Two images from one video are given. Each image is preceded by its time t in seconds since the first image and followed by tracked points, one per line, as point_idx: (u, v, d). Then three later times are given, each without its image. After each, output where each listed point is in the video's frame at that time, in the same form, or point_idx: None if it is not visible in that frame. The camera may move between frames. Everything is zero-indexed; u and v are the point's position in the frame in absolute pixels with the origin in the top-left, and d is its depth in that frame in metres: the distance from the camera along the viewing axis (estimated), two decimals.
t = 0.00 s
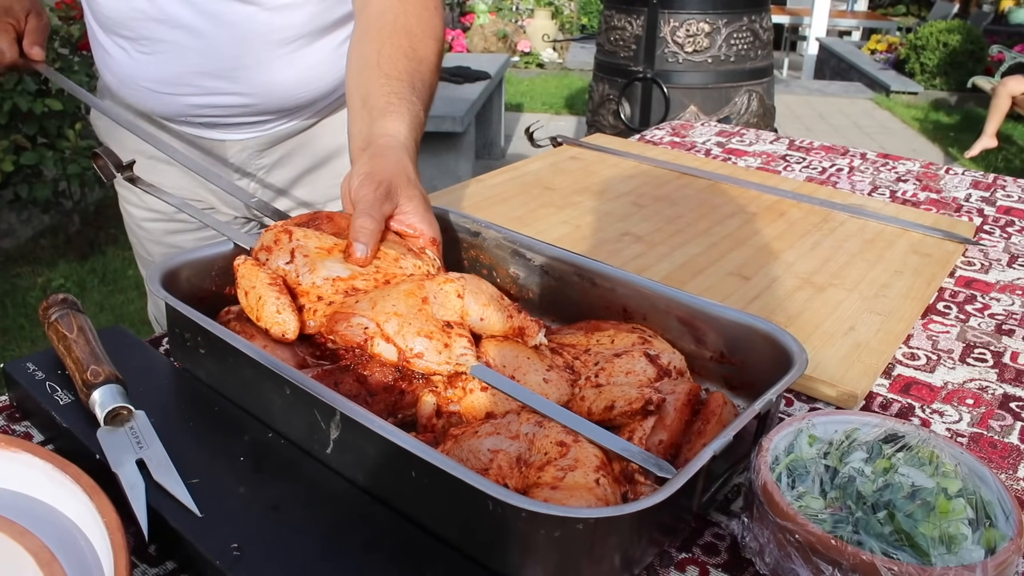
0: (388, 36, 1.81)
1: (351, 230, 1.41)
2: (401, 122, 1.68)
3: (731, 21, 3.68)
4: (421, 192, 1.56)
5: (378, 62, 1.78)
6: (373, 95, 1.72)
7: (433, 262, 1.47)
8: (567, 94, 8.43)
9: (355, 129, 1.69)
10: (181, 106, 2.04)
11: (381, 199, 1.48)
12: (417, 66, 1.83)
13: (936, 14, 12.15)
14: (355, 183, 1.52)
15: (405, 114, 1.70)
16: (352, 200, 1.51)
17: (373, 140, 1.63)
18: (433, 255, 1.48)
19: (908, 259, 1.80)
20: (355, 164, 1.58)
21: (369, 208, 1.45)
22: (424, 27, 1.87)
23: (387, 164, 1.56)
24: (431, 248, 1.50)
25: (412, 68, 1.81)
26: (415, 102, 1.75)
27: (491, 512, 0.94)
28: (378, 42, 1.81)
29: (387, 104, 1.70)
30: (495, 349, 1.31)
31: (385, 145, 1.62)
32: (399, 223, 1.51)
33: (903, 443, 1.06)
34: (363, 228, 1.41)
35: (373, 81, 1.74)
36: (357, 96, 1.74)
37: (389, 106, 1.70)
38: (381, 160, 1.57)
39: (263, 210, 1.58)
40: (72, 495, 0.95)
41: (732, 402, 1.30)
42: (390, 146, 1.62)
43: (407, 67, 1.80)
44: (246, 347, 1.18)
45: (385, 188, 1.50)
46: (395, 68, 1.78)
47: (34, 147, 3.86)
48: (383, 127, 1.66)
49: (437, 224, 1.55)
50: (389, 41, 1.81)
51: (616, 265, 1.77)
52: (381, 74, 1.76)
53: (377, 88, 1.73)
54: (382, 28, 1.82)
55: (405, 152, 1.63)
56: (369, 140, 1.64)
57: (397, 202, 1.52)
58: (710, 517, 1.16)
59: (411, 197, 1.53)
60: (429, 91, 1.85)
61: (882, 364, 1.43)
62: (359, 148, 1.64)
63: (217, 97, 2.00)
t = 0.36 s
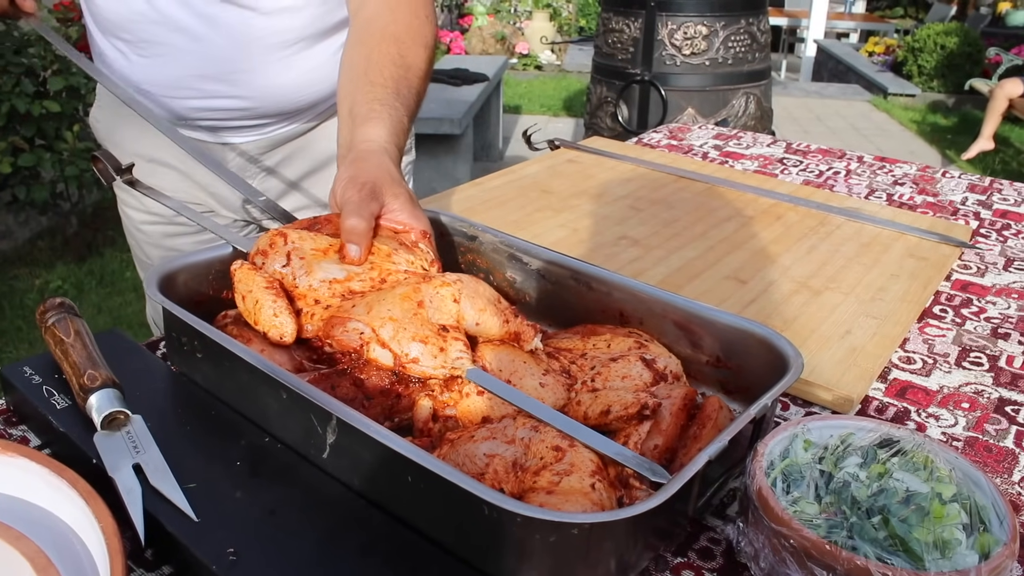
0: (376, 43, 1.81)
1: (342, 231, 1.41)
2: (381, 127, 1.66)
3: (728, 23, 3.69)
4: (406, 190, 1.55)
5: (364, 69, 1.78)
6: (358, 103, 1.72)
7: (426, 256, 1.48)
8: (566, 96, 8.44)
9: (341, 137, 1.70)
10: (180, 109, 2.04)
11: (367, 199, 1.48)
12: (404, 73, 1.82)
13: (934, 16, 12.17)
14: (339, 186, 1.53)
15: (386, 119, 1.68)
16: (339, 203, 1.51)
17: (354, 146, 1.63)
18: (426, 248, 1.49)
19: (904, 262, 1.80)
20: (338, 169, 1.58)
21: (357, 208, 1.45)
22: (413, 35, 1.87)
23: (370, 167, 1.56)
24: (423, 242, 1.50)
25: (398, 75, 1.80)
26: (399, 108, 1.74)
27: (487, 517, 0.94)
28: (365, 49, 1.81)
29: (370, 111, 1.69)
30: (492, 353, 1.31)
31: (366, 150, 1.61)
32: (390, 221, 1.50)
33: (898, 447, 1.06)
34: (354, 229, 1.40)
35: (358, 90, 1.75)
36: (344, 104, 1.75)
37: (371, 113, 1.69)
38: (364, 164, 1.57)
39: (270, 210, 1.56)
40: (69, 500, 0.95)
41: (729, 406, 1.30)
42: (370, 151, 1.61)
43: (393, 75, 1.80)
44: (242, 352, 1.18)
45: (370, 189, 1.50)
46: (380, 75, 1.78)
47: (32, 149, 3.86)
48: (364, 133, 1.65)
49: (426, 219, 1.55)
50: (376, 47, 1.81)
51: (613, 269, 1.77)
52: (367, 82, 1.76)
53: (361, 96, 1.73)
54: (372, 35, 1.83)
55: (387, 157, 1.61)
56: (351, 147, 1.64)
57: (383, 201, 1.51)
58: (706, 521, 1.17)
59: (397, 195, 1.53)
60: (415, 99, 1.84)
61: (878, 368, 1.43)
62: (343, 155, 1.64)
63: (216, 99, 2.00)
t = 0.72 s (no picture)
0: (366, 48, 1.82)
1: (334, 233, 1.41)
2: (367, 133, 1.66)
3: (725, 26, 3.70)
4: (395, 190, 1.56)
5: (354, 74, 1.79)
6: (345, 110, 1.72)
7: (416, 250, 1.47)
8: (563, 98, 8.44)
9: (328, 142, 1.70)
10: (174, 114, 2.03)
11: (357, 200, 1.48)
12: (393, 79, 1.82)
13: (932, 17, 12.18)
14: (328, 187, 1.54)
15: (373, 125, 1.68)
16: (327, 206, 1.51)
17: (341, 151, 1.63)
18: (416, 243, 1.49)
19: (901, 265, 1.81)
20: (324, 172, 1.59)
21: (348, 209, 1.44)
22: (404, 40, 1.87)
23: (359, 168, 1.57)
24: (413, 237, 1.50)
25: (388, 81, 1.81)
26: (387, 114, 1.74)
27: (482, 521, 0.94)
28: (356, 54, 1.82)
29: (357, 117, 1.69)
30: (488, 356, 1.31)
31: (352, 155, 1.61)
32: (380, 219, 1.50)
33: (893, 450, 1.06)
34: (345, 231, 1.40)
35: (347, 96, 1.75)
36: (333, 109, 1.76)
37: (358, 119, 1.69)
38: (353, 165, 1.58)
39: (275, 209, 1.52)
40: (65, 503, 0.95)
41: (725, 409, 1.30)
42: (355, 156, 1.61)
43: (381, 80, 1.80)
44: (238, 355, 1.18)
45: (359, 190, 1.51)
46: (369, 81, 1.78)
47: (29, 151, 3.86)
48: (350, 139, 1.65)
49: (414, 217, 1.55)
50: (366, 52, 1.82)
51: (610, 271, 1.77)
52: (356, 88, 1.76)
53: (350, 102, 1.73)
54: (362, 40, 1.83)
55: (373, 161, 1.61)
56: (338, 152, 1.64)
57: (372, 201, 1.51)
58: (702, 524, 1.17)
59: (386, 194, 1.53)
60: (405, 105, 1.84)
61: (874, 370, 1.44)
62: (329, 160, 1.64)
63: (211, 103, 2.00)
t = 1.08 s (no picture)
0: (363, 49, 1.82)
1: (328, 234, 1.42)
2: (362, 135, 1.66)
3: (724, 28, 3.70)
4: (391, 192, 1.56)
5: (351, 75, 1.79)
6: (341, 112, 1.72)
7: (410, 252, 1.47)
8: (562, 100, 8.44)
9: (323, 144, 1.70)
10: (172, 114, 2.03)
11: (352, 202, 1.48)
12: (390, 81, 1.82)
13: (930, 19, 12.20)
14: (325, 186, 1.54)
15: (367, 127, 1.68)
16: (321, 207, 1.51)
17: (336, 153, 1.63)
18: (410, 245, 1.48)
19: (899, 267, 1.81)
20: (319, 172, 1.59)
21: (341, 212, 1.44)
22: (401, 42, 1.87)
23: (355, 170, 1.56)
24: (408, 240, 1.50)
25: (384, 83, 1.80)
26: (383, 116, 1.74)
27: (480, 523, 0.94)
28: (353, 55, 1.82)
29: (352, 119, 1.69)
30: (486, 359, 1.31)
31: (347, 157, 1.60)
32: (374, 221, 1.50)
33: (891, 454, 1.06)
34: (341, 233, 1.41)
35: (343, 97, 1.75)
36: (330, 110, 1.76)
37: (353, 121, 1.69)
38: (350, 168, 1.57)
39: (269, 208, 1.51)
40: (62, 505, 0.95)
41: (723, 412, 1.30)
42: (349, 158, 1.61)
43: (377, 82, 1.79)
44: (236, 357, 1.18)
45: (352, 191, 1.50)
46: (365, 82, 1.78)
47: (27, 153, 3.85)
48: (345, 141, 1.65)
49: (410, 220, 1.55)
50: (362, 53, 1.82)
51: (608, 273, 1.77)
52: (352, 89, 1.76)
53: (346, 104, 1.73)
54: (359, 41, 1.83)
55: (369, 165, 1.60)
56: (333, 154, 1.64)
57: (367, 203, 1.52)
58: (700, 526, 1.17)
59: (379, 197, 1.53)
60: (402, 107, 1.84)
61: (872, 373, 1.44)
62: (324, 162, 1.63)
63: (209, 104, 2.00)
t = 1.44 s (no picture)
0: (371, 51, 1.81)
1: (330, 224, 1.40)
2: (374, 136, 1.66)
3: (726, 27, 3.70)
4: (394, 195, 1.55)
5: (360, 77, 1.78)
6: (351, 112, 1.71)
7: (404, 258, 1.46)
8: (563, 99, 8.44)
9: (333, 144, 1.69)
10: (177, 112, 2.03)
11: (358, 197, 1.47)
12: (400, 84, 1.82)
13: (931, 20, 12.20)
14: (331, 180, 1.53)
15: (379, 128, 1.68)
16: (326, 199, 1.50)
17: (347, 152, 1.62)
18: (405, 252, 1.48)
19: (902, 265, 1.80)
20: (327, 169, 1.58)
21: (347, 205, 1.44)
22: (408, 44, 1.86)
23: (364, 169, 1.56)
24: (404, 246, 1.49)
25: (394, 85, 1.80)
26: (393, 119, 1.73)
27: (484, 519, 0.93)
28: (361, 57, 1.82)
29: (363, 119, 1.69)
30: (489, 354, 1.30)
31: (357, 156, 1.60)
32: (376, 222, 1.49)
33: (897, 451, 1.06)
34: (342, 224, 1.40)
35: (353, 97, 1.75)
36: (339, 111, 1.74)
37: (364, 122, 1.68)
38: (357, 164, 1.56)
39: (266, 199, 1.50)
40: (64, 499, 0.94)
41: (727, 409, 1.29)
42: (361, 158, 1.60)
43: (388, 85, 1.79)
44: (239, 351, 1.17)
45: (357, 188, 1.49)
46: (374, 84, 1.78)
47: (28, 149, 3.85)
48: (356, 141, 1.64)
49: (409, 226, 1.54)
50: (371, 55, 1.81)
51: (611, 270, 1.77)
52: (362, 90, 1.76)
53: (356, 104, 1.72)
54: (368, 43, 1.83)
55: (377, 165, 1.60)
56: (343, 153, 1.63)
57: (371, 202, 1.51)
58: (704, 523, 1.16)
59: (385, 198, 1.52)
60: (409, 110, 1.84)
61: (876, 371, 1.43)
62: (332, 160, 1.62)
63: (214, 102, 2.00)
